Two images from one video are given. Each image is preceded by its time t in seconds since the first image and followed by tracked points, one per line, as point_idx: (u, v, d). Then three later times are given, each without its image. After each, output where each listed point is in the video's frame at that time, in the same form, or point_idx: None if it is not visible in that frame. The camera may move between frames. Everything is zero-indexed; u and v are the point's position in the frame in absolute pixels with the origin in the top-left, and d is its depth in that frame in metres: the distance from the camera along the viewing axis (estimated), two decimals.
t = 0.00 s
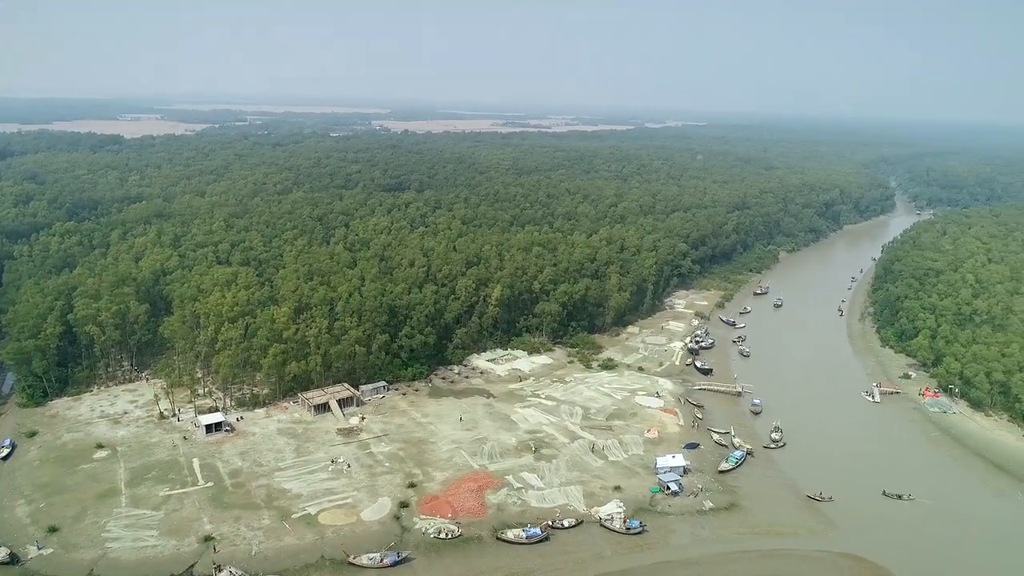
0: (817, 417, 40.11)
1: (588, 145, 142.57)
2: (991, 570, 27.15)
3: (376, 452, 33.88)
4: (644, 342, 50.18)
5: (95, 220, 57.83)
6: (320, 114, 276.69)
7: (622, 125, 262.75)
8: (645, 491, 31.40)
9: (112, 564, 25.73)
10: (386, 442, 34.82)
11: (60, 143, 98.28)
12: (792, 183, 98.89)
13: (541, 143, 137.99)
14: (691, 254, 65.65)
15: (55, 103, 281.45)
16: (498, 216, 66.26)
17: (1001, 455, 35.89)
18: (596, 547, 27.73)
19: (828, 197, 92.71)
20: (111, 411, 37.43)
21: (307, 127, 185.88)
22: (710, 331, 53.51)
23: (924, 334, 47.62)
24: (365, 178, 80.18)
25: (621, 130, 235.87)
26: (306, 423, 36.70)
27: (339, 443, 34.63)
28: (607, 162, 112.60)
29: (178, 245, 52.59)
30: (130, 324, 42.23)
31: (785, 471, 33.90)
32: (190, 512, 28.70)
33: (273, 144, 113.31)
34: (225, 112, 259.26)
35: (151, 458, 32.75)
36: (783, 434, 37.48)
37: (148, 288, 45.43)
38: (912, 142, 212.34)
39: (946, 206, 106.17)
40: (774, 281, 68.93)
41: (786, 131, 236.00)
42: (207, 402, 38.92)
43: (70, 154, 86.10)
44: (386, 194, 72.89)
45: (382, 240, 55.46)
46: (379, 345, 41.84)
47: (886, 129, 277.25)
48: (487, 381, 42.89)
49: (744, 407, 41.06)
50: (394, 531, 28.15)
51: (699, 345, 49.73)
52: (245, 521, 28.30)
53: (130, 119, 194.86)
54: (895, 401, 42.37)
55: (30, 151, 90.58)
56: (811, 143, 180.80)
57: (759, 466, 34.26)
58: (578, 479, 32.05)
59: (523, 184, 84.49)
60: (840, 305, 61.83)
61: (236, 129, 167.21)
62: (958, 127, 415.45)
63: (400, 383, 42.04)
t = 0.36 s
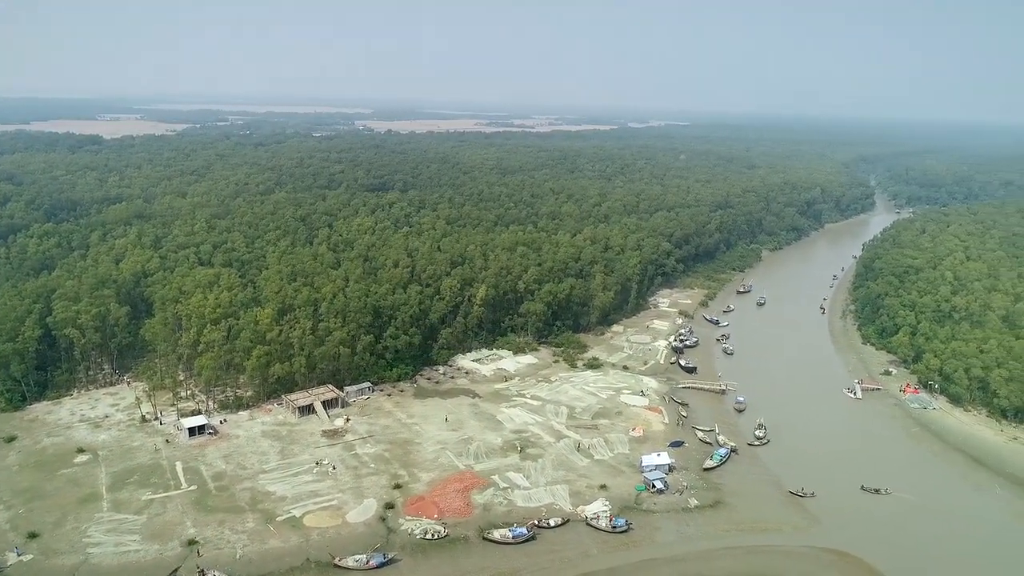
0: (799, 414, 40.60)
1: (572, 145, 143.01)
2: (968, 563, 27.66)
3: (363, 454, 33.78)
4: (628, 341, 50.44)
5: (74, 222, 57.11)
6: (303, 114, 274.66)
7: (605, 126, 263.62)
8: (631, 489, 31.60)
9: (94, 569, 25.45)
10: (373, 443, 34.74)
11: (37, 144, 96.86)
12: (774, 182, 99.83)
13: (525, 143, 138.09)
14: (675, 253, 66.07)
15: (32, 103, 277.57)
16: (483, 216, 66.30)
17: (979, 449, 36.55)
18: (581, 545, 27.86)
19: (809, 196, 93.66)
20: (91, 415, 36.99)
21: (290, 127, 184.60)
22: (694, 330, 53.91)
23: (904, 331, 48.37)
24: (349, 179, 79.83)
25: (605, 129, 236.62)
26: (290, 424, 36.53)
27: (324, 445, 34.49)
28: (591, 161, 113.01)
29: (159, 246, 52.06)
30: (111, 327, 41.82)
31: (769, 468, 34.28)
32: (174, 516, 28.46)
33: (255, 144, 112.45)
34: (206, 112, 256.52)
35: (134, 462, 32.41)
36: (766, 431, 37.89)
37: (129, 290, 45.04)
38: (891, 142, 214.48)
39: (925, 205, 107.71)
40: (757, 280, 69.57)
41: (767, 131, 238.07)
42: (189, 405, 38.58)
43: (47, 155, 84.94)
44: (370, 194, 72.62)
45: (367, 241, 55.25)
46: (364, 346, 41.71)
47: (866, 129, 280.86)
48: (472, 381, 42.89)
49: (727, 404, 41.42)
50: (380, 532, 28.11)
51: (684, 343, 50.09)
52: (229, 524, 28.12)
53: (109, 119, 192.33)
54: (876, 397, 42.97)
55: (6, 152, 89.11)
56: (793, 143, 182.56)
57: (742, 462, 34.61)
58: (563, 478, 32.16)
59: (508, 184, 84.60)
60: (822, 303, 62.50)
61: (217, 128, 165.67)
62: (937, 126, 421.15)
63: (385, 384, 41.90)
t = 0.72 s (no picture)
0: (782, 411, 41.01)
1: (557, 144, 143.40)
2: (949, 557, 28.08)
3: (349, 455, 33.69)
4: (614, 340, 50.67)
5: (54, 223, 56.44)
6: (286, 114, 273.24)
7: (590, 125, 264.39)
8: (617, 487, 31.77)
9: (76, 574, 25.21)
10: (359, 445, 34.65)
11: (15, 144, 95.63)
12: (757, 181, 100.69)
13: (510, 143, 138.21)
14: (660, 252, 66.44)
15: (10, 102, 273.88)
16: (469, 216, 66.31)
17: (958, 444, 37.15)
18: (568, 544, 27.99)
19: (792, 195, 94.56)
20: (73, 418, 36.60)
21: (273, 127, 183.43)
22: (680, 328, 54.28)
23: (887, 328, 48.98)
24: (333, 179, 79.50)
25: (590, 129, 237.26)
26: (275, 426, 36.35)
27: (311, 447, 34.34)
28: (576, 161, 113.34)
29: (141, 248, 51.57)
30: (93, 329, 41.45)
31: (754, 465, 34.60)
32: (157, 520, 28.24)
33: (239, 144, 111.70)
34: (188, 112, 254.52)
35: (116, 466, 32.11)
36: (751, 429, 38.25)
37: (111, 292, 44.74)
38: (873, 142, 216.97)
39: (906, 203, 109.17)
40: (741, 278, 70.14)
41: (751, 131, 239.77)
42: (173, 407, 38.26)
43: (26, 155, 83.95)
44: (355, 194, 72.38)
45: (352, 241, 55.05)
46: (349, 347, 41.58)
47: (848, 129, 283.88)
48: (459, 381, 42.91)
49: (712, 402, 41.75)
50: (366, 533, 28.07)
51: (669, 342, 50.42)
52: (214, 528, 27.95)
53: (90, 119, 190.27)
54: (859, 394, 43.49)
55: None
56: (776, 142, 184.21)
57: (726, 460, 34.93)
58: (550, 477, 32.28)
59: (493, 184, 84.69)
60: (806, 301, 63.13)
61: (200, 128, 164.29)
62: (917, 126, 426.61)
63: (371, 385, 41.80)
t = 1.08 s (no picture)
0: (765, 408, 41.44)
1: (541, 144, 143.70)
2: (931, 551, 28.53)
3: (335, 457, 33.58)
4: (599, 339, 50.90)
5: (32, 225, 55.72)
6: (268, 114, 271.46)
7: (574, 125, 265.14)
8: (602, 486, 31.95)
9: None
10: (345, 446, 34.55)
11: None
12: (740, 180, 101.54)
13: (494, 142, 138.21)
14: (644, 252, 66.82)
15: None
16: (453, 216, 66.29)
17: (938, 439, 37.79)
18: (553, 543, 28.12)
19: (774, 194, 95.56)
20: (53, 422, 36.15)
21: (255, 126, 182.05)
22: (664, 327, 54.66)
23: (868, 326, 49.64)
24: (317, 179, 79.12)
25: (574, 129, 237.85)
26: (259, 428, 36.14)
27: (296, 449, 34.18)
28: (560, 160, 113.65)
29: (122, 249, 51.04)
30: (73, 332, 41.03)
31: (738, 462, 34.93)
32: (140, 524, 27.98)
33: (221, 144, 110.88)
34: (169, 112, 252.20)
35: (98, 470, 31.76)
36: (734, 426, 38.63)
37: (91, 295, 44.28)
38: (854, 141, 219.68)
39: (886, 202, 110.63)
40: (724, 277, 70.73)
41: (734, 130, 241.72)
42: (155, 410, 37.93)
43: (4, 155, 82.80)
44: (338, 194, 72.08)
45: (335, 241, 54.82)
46: (334, 348, 41.44)
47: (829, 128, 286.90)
48: (444, 382, 42.92)
49: (696, 400, 42.09)
50: (352, 535, 28.02)
51: (654, 341, 50.76)
52: (198, 531, 27.76)
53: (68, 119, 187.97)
54: (841, 391, 44.05)
55: None
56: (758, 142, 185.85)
57: (710, 457, 35.25)
58: (536, 477, 32.40)
59: (478, 184, 84.71)
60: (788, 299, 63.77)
61: (180, 128, 162.59)
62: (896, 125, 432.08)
63: (356, 386, 41.67)
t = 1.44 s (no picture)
0: (746, 405, 41.89)
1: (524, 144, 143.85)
2: (908, 545, 29.08)
3: (318, 459, 33.44)
4: (583, 338, 51.14)
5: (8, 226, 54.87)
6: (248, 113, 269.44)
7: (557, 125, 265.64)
8: (586, 485, 32.14)
9: None
10: (329, 448, 34.43)
11: None
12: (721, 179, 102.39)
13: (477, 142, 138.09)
14: (626, 251, 67.19)
15: None
16: (436, 216, 66.23)
17: (915, 434, 38.48)
18: (538, 542, 28.25)
19: (755, 193, 96.46)
20: (30, 427, 35.65)
21: (235, 126, 180.36)
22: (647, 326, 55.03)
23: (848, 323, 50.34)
24: (298, 180, 78.62)
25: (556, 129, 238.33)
26: (242, 431, 35.91)
27: (279, 450, 34.02)
28: (543, 160, 113.88)
29: (100, 251, 50.43)
30: (50, 335, 40.49)
31: (720, 459, 35.31)
32: (120, 529, 27.69)
33: (201, 144, 109.81)
34: (147, 111, 249.45)
35: (76, 475, 31.38)
36: (716, 423, 39.02)
37: (68, 297, 43.70)
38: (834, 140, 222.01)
39: (865, 201, 112.12)
40: (706, 275, 71.32)
41: (715, 130, 243.43)
42: (135, 414, 37.54)
43: None
44: (320, 195, 71.69)
45: (317, 241, 54.55)
46: (316, 349, 41.27)
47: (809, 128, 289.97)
48: (428, 382, 42.90)
49: (678, 398, 42.45)
50: (336, 537, 27.95)
51: (636, 340, 51.08)
52: (180, 535, 27.55)
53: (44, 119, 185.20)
54: (822, 388, 44.61)
55: None
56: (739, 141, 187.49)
57: (693, 455, 35.60)
58: (521, 476, 32.52)
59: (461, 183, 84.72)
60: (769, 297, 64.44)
61: (159, 128, 160.75)
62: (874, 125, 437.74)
63: (339, 387, 41.52)
